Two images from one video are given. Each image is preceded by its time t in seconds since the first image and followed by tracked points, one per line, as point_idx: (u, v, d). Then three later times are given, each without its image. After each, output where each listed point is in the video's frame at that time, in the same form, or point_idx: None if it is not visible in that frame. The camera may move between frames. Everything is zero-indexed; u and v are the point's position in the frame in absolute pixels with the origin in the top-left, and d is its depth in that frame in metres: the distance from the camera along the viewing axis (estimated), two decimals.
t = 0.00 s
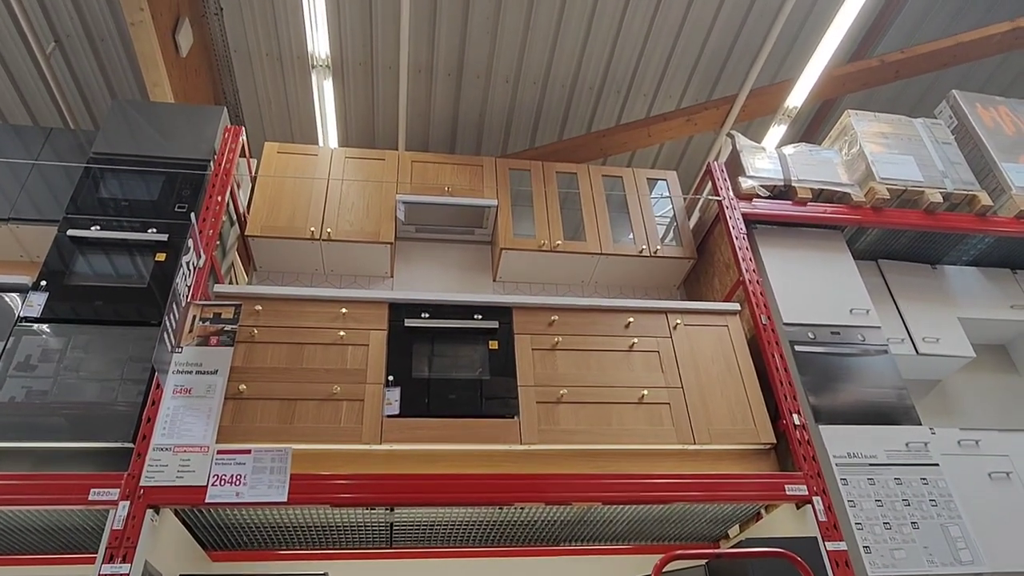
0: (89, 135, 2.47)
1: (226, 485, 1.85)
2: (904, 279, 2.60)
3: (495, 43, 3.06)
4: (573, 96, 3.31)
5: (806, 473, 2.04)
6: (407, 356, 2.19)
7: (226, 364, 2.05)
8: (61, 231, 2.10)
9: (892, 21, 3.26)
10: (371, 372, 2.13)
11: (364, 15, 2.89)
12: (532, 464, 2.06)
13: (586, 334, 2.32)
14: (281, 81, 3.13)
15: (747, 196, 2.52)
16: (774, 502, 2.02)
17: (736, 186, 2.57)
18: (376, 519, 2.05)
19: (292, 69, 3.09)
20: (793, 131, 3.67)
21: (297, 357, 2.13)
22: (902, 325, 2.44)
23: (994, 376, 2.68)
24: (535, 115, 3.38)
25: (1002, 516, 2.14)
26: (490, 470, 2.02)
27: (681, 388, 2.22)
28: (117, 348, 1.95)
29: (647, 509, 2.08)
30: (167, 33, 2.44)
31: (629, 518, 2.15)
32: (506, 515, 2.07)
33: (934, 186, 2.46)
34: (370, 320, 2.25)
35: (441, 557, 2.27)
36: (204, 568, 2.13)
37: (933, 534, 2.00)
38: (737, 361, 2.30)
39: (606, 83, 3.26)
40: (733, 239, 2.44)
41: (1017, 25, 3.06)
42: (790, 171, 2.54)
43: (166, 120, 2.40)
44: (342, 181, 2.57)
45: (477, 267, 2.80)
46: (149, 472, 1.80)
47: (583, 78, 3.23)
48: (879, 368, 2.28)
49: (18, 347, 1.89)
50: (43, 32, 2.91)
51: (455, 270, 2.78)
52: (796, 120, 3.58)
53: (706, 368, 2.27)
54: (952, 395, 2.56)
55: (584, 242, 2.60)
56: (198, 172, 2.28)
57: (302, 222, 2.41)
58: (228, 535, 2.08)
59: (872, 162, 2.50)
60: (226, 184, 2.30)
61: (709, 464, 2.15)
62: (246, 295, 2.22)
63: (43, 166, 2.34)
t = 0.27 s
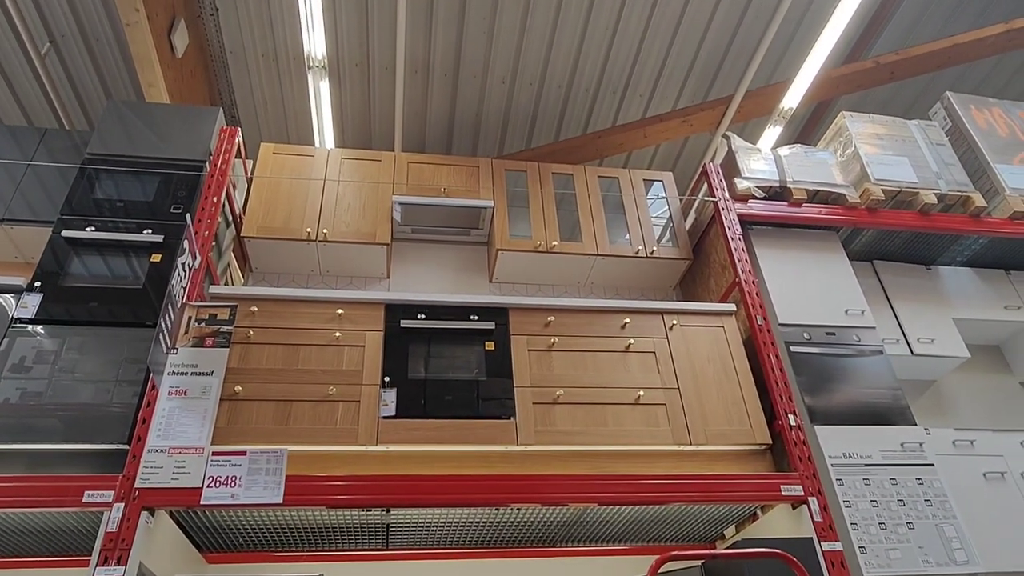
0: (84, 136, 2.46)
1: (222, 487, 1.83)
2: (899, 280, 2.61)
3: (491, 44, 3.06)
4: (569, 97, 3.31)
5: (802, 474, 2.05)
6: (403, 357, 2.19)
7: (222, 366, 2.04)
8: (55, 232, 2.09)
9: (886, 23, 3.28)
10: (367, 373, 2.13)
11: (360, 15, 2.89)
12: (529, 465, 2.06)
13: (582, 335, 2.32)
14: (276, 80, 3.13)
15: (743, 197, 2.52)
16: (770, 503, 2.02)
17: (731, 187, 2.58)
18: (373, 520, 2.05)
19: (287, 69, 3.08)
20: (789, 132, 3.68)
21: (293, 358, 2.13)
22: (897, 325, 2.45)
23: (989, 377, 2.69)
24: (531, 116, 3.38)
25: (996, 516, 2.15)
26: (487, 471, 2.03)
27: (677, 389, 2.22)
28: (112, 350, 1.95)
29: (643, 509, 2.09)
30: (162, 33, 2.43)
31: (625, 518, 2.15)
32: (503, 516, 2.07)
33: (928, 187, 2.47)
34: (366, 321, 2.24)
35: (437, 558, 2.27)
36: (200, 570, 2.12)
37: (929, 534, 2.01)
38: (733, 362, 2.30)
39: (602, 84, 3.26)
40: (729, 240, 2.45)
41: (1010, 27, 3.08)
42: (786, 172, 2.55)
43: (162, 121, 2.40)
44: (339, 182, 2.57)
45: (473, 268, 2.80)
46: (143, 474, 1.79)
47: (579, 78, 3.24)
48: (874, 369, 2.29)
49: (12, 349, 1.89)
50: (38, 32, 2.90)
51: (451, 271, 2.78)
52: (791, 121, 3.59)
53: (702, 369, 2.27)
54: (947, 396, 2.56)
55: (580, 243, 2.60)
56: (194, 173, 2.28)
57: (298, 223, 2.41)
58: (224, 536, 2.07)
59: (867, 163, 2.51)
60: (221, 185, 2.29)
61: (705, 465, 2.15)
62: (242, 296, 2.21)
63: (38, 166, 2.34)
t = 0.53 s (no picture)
0: (82, 136, 2.46)
1: (220, 487, 1.84)
2: (896, 279, 2.62)
3: (489, 43, 3.07)
4: (567, 96, 3.32)
5: (800, 472, 2.06)
6: (401, 357, 2.19)
7: (219, 366, 2.04)
8: (53, 233, 2.09)
9: (884, 23, 3.28)
10: (365, 373, 2.13)
11: (358, 15, 2.89)
12: (527, 465, 2.06)
13: (580, 335, 2.32)
14: (272, 80, 3.12)
15: (740, 196, 2.53)
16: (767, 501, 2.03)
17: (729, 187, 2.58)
18: (371, 520, 2.05)
19: (285, 69, 3.08)
20: (787, 132, 3.69)
21: (291, 358, 2.13)
22: (894, 324, 2.46)
23: (986, 376, 2.70)
24: (529, 116, 3.39)
25: (992, 514, 2.16)
26: (485, 471, 2.03)
27: (674, 388, 2.23)
28: (110, 350, 1.95)
29: (641, 508, 2.09)
30: (160, 34, 2.44)
31: (623, 518, 2.16)
32: (501, 515, 2.08)
33: (925, 187, 2.47)
34: (364, 321, 2.25)
35: (435, 558, 2.27)
36: (198, 570, 2.12)
37: (925, 532, 2.01)
38: (730, 361, 2.31)
39: (600, 84, 3.27)
40: (726, 240, 2.45)
41: (1007, 27, 3.08)
42: (783, 172, 2.55)
43: (160, 121, 2.40)
44: (336, 182, 2.57)
45: (471, 268, 2.80)
46: (141, 474, 1.79)
47: (577, 78, 3.24)
48: (871, 368, 2.30)
49: (10, 349, 1.89)
50: (35, 33, 2.90)
51: (449, 271, 2.78)
52: (789, 120, 3.59)
53: (700, 368, 2.28)
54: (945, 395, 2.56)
55: (578, 243, 2.61)
56: (192, 173, 2.28)
57: (296, 223, 2.41)
58: (222, 536, 2.07)
59: (863, 162, 2.52)
60: (219, 185, 2.29)
61: (702, 464, 2.16)
62: (239, 296, 2.21)
63: (35, 166, 2.33)
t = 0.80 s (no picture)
0: (22, 112, 2.22)
1: (180, 509, 1.61)
2: (940, 273, 2.34)
3: (482, 11, 2.81)
4: (570, 69, 3.06)
5: (834, 491, 1.80)
6: (385, 361, 1.95)
7: (179, 371, 1.80)
8: None
9: None
10: (344, 380, 1.89)
11: None
12: (526, 484, 1.82)
13: (586, 337, 2.07)
14: (240, 50, 2.89)
15: (767, 180, 2.26)
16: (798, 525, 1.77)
17: (754, 169, 2.31)
18: (351, 546, 1.82)
19: (253, 37, 2.84)
20: (819, 106, 3.40)
21: (260, 363, 1.89)
22: (940, 325, 2.19)
23: None
24: (528, 93, 3.14)
25: None
26: (478, 491, 1.79)
27: (693, 397, 1.97)
28: (54, 354, 1.71)
29: (657, 533, 1.85)
30: None
31: (636, 543, 1.91)
32: (497, 541, 1.84)
33: (976, 168, 2.22)
34: (343, 322, 2.00)
35: None
36: None
37: (977, 560, 1.75)
38: (756, 366, 2.05)
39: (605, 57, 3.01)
40: (751, 229, 2.19)
41: None
42: (815, 153, 2.29)
43: (111, 97, 2.17)
44: (310, 163, 2.33)
45: (466, 260, 2.55)
46: (91, 494, 1.56)
47: (581, 50, 2.99)
48: (915, 374, 2.03)
49: None
50: None
51: (442, 264, 2.53)
52: (822, 93, 3.32)
53: (722, 374, 2.02)
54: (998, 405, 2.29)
55: (582, 232, 2.35)
56: (146, 153, 2.06)
57: (264, 210, 2.19)
58: (184, 563, 1.84)
59: (907, 141, 2.26)
60: (178, 168, 2.05)
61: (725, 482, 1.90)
62: (202, 293, 1.97)
63: None
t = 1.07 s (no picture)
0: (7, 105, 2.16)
1: (172, 515, 1.55)
2: (957, 271, 2.26)
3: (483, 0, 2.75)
4: (575, 60, 2.99)
5: (849, 498, 1.72)
6: (383, 362, 1.88)
7: (170, 373, 1.74)
8: None
9: None
10: (340, 383, 1.82)
11: None
12: (528, 491, 1.75)
13: (590, 337, 2.00)
14: (231, 38, 2.83)
15: (780, 174, 2.18)
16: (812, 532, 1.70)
17: (766, 163, 2.24)
18: (347, 553, 1.75)
19: (245, 26, 2.78)
20: (834, 97, 3.32)
21: (254, 364, 1.83)
22: (958, 325, 2.11)
23: None
24: (531, 85, 3.07)
25: None
26: (478, 497, 1.72)
27: (702, 399, 1.90)
28: (40, 355, 1.65)
29: (664, 540, 1.78)
30: None
31: (642, 551, 1.84)
32: (498, 548, 1.77)
33: (998, 162, 2.16)
34: (339, 322, 1.94)
35: None
36: None
37: (998, 569, 1.67)
38: (768, 368, 1.97)
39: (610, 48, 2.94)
40: (763, 225, 2.11)
41: None
42: (830, 145, 2.22)
43: (100, 89, 2.11)
44: (304, 158, 2.28)
45: (466, 257, 2.48)
46: (80, 499, 1.50)
47: (585, 40, 2.92)
48: (933, 376, 1.95)
49: None
50: None
51: (443, 261, 2.46)
52: (838, 84, 3.24)
53: (732, 375, 1.95)
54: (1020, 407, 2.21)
55: (586, 228, 2.29)
56: (136, 147, 2.00)
57: (257, 206, 2.12)
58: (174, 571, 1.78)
59: (926, 133, 2.20)
60: (169, 162, 2.00)
61: (735, 488, 1.83)
62: (193, 292, 1.91)
63: None
